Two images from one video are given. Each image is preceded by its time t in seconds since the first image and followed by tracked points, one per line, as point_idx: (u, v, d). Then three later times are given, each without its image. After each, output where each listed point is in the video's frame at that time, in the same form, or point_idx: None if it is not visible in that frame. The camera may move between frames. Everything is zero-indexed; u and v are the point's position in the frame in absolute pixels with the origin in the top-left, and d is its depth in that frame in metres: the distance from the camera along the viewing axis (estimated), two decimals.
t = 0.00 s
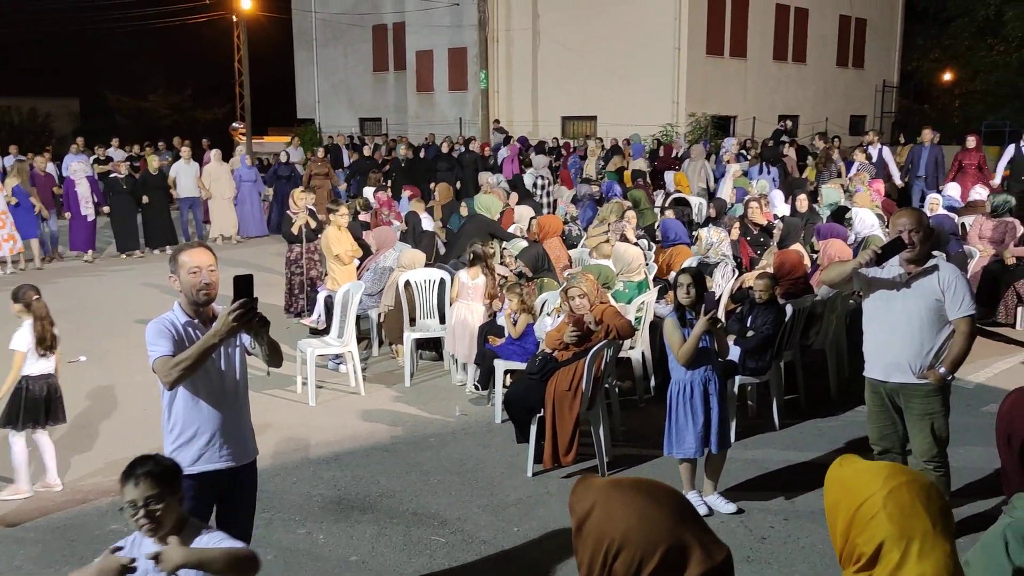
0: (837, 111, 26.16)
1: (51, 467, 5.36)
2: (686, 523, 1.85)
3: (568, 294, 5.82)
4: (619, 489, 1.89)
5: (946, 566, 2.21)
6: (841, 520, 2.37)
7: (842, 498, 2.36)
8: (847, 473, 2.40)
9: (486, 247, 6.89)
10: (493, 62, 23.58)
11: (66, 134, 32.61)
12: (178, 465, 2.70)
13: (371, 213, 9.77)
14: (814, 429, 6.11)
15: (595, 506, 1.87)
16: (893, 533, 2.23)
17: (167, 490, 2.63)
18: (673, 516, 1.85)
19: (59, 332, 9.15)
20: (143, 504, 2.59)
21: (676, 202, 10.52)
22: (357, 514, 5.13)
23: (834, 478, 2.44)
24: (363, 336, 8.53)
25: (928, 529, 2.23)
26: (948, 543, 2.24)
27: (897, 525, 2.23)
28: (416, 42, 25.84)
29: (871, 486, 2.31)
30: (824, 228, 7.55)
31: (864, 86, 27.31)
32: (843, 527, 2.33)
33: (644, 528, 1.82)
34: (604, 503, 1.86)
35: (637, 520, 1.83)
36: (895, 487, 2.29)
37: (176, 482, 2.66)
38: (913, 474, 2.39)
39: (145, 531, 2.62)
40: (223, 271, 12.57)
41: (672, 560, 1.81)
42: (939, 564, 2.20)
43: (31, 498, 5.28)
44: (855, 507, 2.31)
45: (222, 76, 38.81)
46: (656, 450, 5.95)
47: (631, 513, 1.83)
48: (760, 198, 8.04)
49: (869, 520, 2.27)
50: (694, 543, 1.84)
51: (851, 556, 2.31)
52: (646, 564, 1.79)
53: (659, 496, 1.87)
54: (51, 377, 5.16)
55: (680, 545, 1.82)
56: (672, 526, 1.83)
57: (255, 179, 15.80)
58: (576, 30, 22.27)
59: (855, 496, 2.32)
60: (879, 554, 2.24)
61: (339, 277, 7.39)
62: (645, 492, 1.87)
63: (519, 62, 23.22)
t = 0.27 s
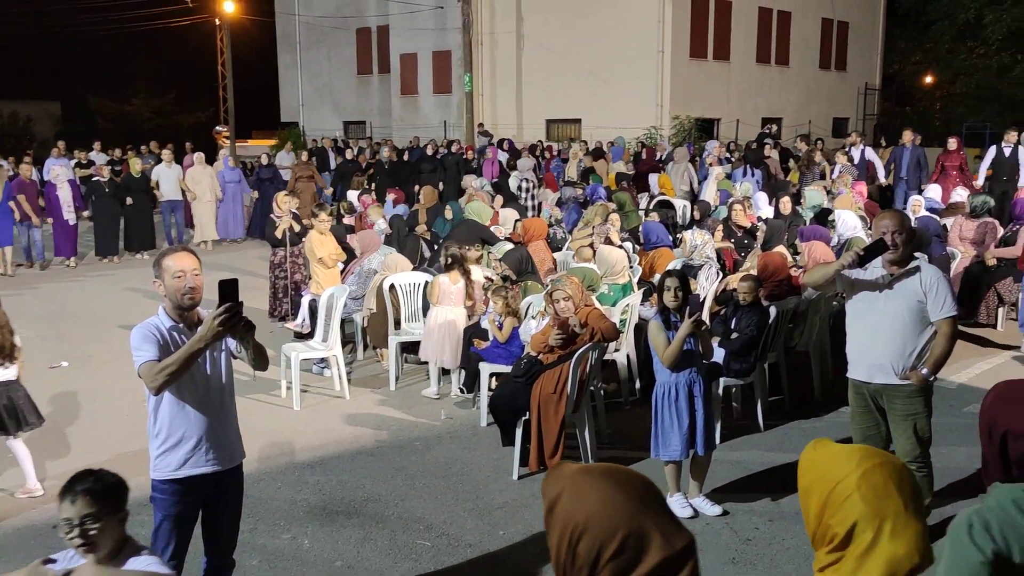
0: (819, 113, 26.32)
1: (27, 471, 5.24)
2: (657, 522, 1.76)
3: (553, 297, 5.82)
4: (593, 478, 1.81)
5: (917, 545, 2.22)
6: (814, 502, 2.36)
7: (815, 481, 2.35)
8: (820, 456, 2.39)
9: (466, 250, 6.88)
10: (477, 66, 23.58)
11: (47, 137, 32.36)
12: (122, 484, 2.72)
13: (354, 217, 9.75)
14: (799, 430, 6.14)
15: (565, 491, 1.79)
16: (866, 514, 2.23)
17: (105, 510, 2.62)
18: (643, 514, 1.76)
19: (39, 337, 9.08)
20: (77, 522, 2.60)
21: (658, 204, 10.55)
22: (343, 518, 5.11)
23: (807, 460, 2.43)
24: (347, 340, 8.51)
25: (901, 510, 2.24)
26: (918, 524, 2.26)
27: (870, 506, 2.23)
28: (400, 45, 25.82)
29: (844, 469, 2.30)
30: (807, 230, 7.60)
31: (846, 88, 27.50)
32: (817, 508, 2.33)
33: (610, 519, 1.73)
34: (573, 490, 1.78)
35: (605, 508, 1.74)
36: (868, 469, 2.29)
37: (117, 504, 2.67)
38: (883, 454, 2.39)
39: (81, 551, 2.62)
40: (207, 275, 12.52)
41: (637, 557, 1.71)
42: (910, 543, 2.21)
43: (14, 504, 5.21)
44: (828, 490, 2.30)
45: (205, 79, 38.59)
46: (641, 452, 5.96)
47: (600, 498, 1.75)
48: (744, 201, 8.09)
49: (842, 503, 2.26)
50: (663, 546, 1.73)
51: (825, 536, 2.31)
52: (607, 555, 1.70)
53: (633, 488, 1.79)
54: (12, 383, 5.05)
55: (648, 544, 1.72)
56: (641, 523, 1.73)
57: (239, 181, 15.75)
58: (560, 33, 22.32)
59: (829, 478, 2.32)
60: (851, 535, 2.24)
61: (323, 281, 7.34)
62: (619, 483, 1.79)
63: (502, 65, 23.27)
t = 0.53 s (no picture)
0: (804, 115, 26.44)
1: None
2: (603, 521, 2.07)
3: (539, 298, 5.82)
4: (563, 469, 2.15)
5: (884, 537, 2.30)
6: (785, 496, 2.44)
7: (786, 477, 2.43)
8: (791, 452, 2.46)
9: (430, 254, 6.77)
10: (462, 67, 23.59)
11: (29, 139, 32.07)
12: (53, 508, 2.70)
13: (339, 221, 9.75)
14: (784, 430, 6.17)
15: (536, 477, 2.16)
16: (834, 508, 2.31)
17: (30, 538, 2.61)
18: (592, 512, 2.08)
19: (21, 341, 9.00)
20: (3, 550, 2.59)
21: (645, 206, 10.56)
22: (329, 521, 5.09)
23: (779, 455, 2.51)
24: (333, 343, 8.48)
25: (867, 503, 2.31)
26: (886, 515, 2.33)
27: (837, 500, 2.31)
28: (385, 46, 25.79)
29: (814, 464, 2.37)
30: (792, 231, 7.64)
31: (830, 89, 27.63)
32: (788, 502, 2.41)
33: (561, 509, 2.07)
34: (545, 478, 2.13)
35: (560, 499, 2.08)
36: (836, 464, 2.35)
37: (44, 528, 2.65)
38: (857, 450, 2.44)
39: None
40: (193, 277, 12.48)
41: (571, 546, 2.04)
42: (877, 534, 2.29)
43: None
44: (798, 485, 2.38)
45: (189, 81, 38.41)
46: (628, 453, 5.97)
47: (557, 487, 2.10)
48: (729, 202, 8.12)
49: (810, 497, 2.35)
50: (596, 544, 2.04)
51: (796, 529, 2.39)
52: (551, 536, 2.06)
53: (588, 485, 2.10)
54: None
55: (587, 537, 2.05)
56: (586, 517, 2.06)
57: (223, 185, 15.82)
58: (545, 34, 22.35)
59: (799, 473, 2.39)
60: (820, 529, 2.33)
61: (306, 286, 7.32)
62: (581, 478, 2.12)
63: (488, 68, 23.31)
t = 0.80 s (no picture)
0: (789, 116, 26.54)
1: None
2: (600, 523, 2.03)
3: (526, 300, 5.83)
4: (578, 472, 2.11)
5: (881, 536, 2.22)
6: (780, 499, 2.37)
7: (780, 478, 2.35)
8: (784, 454, 2.39)
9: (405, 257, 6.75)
10: (449, 69, 23.57)
11: (12, 142, 31.86)
12: None
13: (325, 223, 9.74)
14: (771, 430, 6.20)
15: (558, 471, 2.14)
16: (830, 509, 2.23)
17: None
18: (593, 514, 2.04)
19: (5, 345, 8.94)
20: None
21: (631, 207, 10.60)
22: (316, 524, 5.08)
23: (771, 458, 2.43)
24: (320, 345, 8.46)
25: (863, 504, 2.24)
26: (883, 516, 2.25)
27: (833, 500, 2.24)
28: (371, 48, 25.76)
29: (808, 466, 2.30)
30: (778, 231, 7.68)
31: (814, 90, 27.78)
32: (783, 505, 2.33)
33: (562, 507, 2.07)
34: (559, 477, 2.12)
35: (562, 497, 2.08)
36: (831, 465, 2.29)
37: None
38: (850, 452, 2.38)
39: None
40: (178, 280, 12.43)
41: (565, 544, 2.03)
42: (874, 534, 2.21)
43: None
44: (793, 487, 2.30)
45: (173, 83, 38.23)
46: (616, 454, 5.98)
47: (563, 484, 2.10)
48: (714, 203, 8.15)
49: (807, 498, 2.27)
50: (589, 545, 2.00)
51: (791, 532, 2.30)
52: (552, 532, 2.07)
53: (590, 487, 2.07)
54: None
55: (583, 539, 2.02)
56: (583, 518, 2.04)
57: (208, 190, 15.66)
58: (531, 36, 22.38)
59: (794, 475, 2.32)
60: (816, 530, 2.24)
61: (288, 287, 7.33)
62: (589, 485, 2.07)
63: (474, 69, 23.33)
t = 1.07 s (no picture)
0: (773, 118, 26.67)
1: None
2: (647, 528, 2.03)
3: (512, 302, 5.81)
4: (633, 476, 2.10)
5: (901, 522, 2.25)
6: (798, 489, 2.39)
7: (799, 469, 2.38)
8: (802, 445, 2.42)
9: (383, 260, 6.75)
10: (434, 72, 23.57)
11: None
12: None
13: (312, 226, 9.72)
14: (756, 430, 6.23)
15: (612, 472, 2.15)
16: (850, 496, 2.26)
17: None
18: (642, 519, 2.04)
19: None
20: None
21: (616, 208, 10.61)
22: (303, 527, 5.05)
23: (789, 449, 2.46)
24: (306, 347, 8.44)
25: (884, 490, 2.27)
26: (903, 502, 2.28)
27: (854, 488, 2.27)
28: (356, 50, 25.71)
29: (828, 456, 2.33)
30: (763, 232, 7.70)
31: (799, 92, 27.93)
32: (802, 495, 2.36)
33: (611, 510, 2.08)
34: (609, 478, 2.13)
35: (610, 500, 2.09)
36: (850, 454, 2.32)
37: None
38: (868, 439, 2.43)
39: None
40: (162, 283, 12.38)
41: (612, 548, 2.05)
42: (896, 521, 2.24)
43: None
44: (813, 475, 2.33)
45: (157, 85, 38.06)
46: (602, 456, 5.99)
47: (612, 488, 2.11)
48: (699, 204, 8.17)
49: (828, 487, 2.30)
50: (634, 551, 2.01)
51: (810, 521, 2.33)
52: (601, 533, 2.09)
53: (639, 490, 2.07)
54: None
55: (631, 543, 2.02)
56: (631, 521, 2.05)
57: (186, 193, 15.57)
58: (516, 38, 22.41)
59: (812, 465, 2.35)
60: (838, 517, 2.26)
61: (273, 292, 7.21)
62: (637, 490, 2.07)
63: (460, 72, 23.34)
